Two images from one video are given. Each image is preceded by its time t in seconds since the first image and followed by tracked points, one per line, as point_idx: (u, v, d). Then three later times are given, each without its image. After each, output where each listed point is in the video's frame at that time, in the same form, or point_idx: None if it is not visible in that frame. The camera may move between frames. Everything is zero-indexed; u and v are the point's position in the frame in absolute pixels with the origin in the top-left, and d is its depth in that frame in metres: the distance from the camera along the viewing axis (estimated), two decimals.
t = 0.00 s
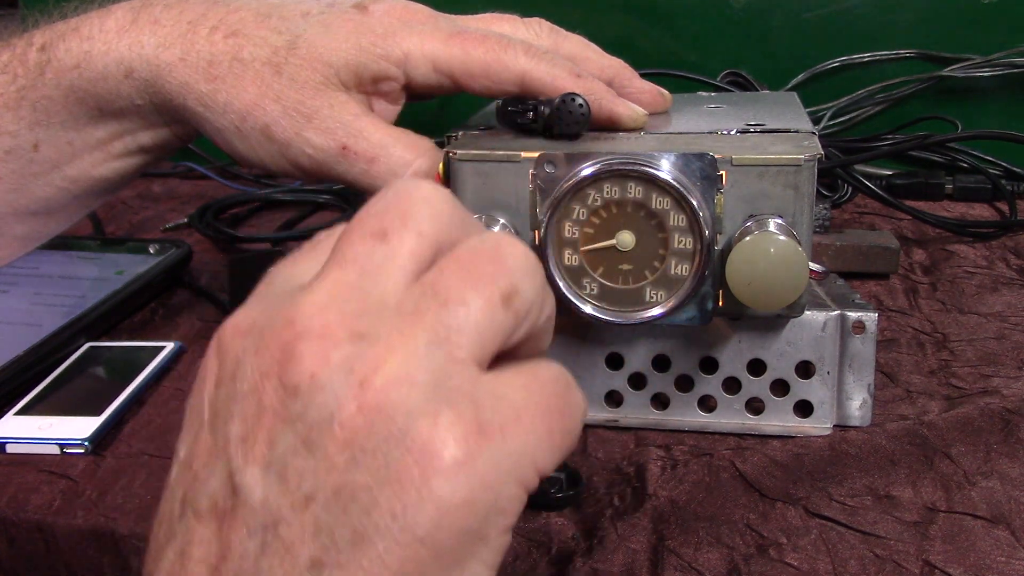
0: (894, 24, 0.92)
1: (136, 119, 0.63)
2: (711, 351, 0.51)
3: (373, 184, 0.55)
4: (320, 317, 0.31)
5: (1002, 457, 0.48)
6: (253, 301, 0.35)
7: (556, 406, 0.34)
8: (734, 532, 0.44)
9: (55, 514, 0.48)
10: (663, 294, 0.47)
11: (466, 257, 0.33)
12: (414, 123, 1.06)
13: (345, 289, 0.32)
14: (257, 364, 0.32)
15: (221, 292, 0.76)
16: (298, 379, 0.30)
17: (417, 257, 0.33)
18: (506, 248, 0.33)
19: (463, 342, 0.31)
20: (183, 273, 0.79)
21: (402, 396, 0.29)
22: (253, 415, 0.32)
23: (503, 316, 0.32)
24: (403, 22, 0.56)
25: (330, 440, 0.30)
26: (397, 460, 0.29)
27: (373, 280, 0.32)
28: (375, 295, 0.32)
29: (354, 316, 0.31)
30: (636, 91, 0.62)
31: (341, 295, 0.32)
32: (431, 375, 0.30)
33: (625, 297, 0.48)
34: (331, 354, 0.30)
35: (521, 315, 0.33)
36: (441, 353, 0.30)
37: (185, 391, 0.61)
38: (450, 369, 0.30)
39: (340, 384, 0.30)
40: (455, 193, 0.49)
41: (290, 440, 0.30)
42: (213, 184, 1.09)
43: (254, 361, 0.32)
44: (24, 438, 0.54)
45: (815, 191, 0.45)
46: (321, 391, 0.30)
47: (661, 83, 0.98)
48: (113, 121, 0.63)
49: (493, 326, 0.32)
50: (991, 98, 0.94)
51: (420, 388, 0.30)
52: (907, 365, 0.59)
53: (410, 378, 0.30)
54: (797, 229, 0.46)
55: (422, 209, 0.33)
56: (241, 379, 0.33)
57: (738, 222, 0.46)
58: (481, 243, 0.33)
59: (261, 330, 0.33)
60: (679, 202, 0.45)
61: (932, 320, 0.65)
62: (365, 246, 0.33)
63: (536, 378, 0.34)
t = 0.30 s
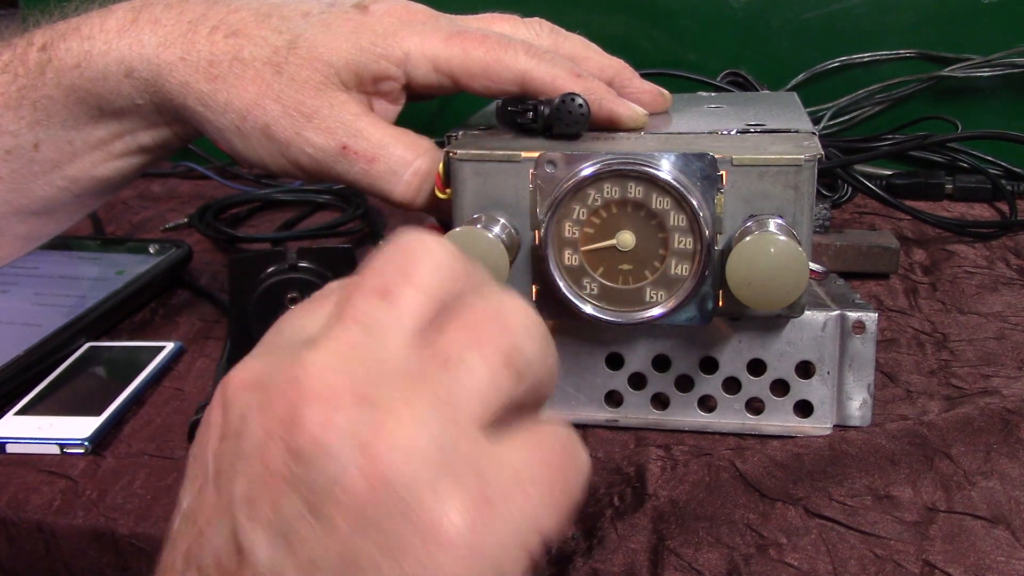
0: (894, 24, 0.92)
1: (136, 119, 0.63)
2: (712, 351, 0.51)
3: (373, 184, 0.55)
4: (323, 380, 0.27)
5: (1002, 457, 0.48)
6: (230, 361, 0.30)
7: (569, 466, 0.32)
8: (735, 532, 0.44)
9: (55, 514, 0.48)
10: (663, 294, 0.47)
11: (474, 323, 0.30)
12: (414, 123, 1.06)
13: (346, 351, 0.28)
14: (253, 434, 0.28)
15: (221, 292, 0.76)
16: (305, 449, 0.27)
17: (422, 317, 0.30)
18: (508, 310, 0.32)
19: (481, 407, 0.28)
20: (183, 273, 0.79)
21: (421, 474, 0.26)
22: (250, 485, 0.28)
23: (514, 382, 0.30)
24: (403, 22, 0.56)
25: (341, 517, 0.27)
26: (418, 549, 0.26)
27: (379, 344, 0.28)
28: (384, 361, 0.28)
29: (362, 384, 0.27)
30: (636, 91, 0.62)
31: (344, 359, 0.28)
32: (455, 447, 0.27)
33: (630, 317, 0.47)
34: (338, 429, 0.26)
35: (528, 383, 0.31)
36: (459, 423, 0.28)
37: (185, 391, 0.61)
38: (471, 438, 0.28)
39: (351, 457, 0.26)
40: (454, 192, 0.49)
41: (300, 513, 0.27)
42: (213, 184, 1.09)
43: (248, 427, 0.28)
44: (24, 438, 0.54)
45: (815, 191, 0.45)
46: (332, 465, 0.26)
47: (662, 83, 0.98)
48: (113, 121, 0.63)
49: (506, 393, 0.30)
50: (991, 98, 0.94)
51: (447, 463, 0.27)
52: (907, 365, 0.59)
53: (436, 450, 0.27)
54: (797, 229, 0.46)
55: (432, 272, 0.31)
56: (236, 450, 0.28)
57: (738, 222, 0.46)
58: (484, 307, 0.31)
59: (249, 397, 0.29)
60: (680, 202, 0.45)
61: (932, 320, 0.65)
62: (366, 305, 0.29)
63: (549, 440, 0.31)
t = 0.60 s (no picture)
0: (894, 24, 0.92)
1: (136, 119, 0.63)
2: (712, 351, 0.51)
3: (373, 184, 0.55)
4: (410, 373, 0.29)
5: (1002, 457, 0.48)
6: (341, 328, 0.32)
7: (639, 474, 0.33)
8: (735, 532, 0.44)
9: (54, 514, 0.48)
10: (663, 294, 0.47)
11: (564, 338, 0.33)
12: (413, 123, 1.06)
13: (442, 335, 0.31)
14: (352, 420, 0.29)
15: (221, 292, 0.76)
16: (393, 424, 0.28)
17: (517, 324, 0.32)
18: (617, 337, 0.34)
19: (552, 407, 0.31)
20: (183, 273, 0.79)
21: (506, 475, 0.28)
22: (321, 453, 0.29)
23: (590, 388, 0.32)
24: (403, 22, 0.56)
25: (405, 495, 0.28)
26: (480, 535, 0.28)
27: (472, 334, 0.31)
28: (478, 348, 0.31)
29: (453, 368, 0.30)
30: (636, 91, 0.62)
31: (440, 342, 0.30)
32: (527, 444, 0.29)
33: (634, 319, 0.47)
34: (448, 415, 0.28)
35: (617, 389, 0.33)
36: (535, 419, 0.30)
37: (185, 391, 0.62)
38: (543, 443, 0.29)
39: (428, 434, 0.28)
40: (454, 192, 0.49)
41: (368, 484, 0.28)
42: (213, 184, 1.09)
43: (340, 397, 0.30)
44: (24, 438, 0.54)
45: (815, 191, 0.45)
46: (412, 441, 0.28)
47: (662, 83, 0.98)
48: (113, 121, 0.63)
49: (578, 401, 0.32)
50: (991, 98, 0.94)
51: (513, 458, 0.28)
52: (907, 365, 0.59)
53: (507, 443, 0.28)
54: (797, 229, 0.46)
55: (536, 284, 0.34)
56: (322, 419, 0.30)
57: (737, 222, 0.46)
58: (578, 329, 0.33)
59: (349, 382, 0.30)
60: (679, 201, 0.45)
61: (932, 320, 0.65)
62: (467, 297, 0.32)
63: (630, 445, 0.33)
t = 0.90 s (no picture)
0: (893, 24, 0.92)
1: (136, 119, 0.63)
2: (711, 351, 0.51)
3: (373, 184, 0.55)
4: (451, 362, 0.31)
5: (1002, 457, 0.48)
6: (402, 320, 0.35)
7: (673, 468, 0.34)
8: (735, 533, 0.44)
9: (54, 514, 0.48)
10: (663, 294, 0.47)
11: (606, 331, 0.34)
12: (413, 123, 1.06)
13: (492, 325, 0.33)
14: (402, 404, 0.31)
15: (221, 293, 0.76)
16: (443, 407, 0.30)
17: (564, 318, 0.34)
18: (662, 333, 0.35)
19: (594, 398, 0.32)
20: (183, 273, 0.79)
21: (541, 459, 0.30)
22: (374, 433, 0.31)
23: (630, 382, 0.34)
24: (403, 22, 0.56)
25: (453, 479, 0.29)
26: (514, 516, 0.29)
27: (519, 326, 0.33)
28: (525, 339, 0.33)
29: (503, 356, 0.32)
30: (636, 91, 0.62)
31: (489, 334, 0.32)
32: (570, 433, 0.31)
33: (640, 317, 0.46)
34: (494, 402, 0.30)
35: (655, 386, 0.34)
36: (578, 411, 0.31)
37: (185, 391, 0.62)
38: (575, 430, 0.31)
39: (477, 420, 0.30)
40: (454, 192, 0.49)
41: (417, 467, 0.30)
42: (212, 184, 1.09)
43: (395, 381, 0.32)
44: (24, 438, 0.54)
45: (815, 191, 0.45)
46: (460, 426, 0.30)
47: (662, 83, 0.98)
48: (113, 121, 0.63)
49: (617, 393, 0.33)
50: (990, 98, 0.94)
51: (558, 446, 0.30)
52: (907, 365, 0.59)
53: (551, 431, 0.30)
54: (797, 229, 0.46)
55: (585, 282, 0.36)
56: (376, 402, 0.32)
57: (737, 222, 0.46)
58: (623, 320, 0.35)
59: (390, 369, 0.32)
60: (679, 201, 0.45)
61: (932, 320, 0.65)
62: (517, 290, 0.34)
63: (667, 439, 0.34)
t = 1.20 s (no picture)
0: (893, 24, 0.92)
1: (136, 119, 0.63)
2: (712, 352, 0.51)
3: (373, 184, 0.55)
4: (460, 345, 0.31)
5: (1002, 457, 0.48)
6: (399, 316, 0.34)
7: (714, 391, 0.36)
8: (735, 533, 0.44)
9: (54, 514, 0.48)
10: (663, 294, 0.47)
11: (601, 272, 0.34)
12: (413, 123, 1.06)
13: (493, 291, 0.32)
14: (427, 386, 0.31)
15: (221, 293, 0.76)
16: (467, 389, 0.30)
17: (556, 267, 0.34)
18: (650, 250, 0.35)
19: (614, 343, 0.32)
20: (183, 273, 0.79)
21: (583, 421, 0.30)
22: (402, 426, 0.31)
23: (640, 313, 0.34)
24: (404, 22, 0.56)
25: (491, 458, 0.30)
26: (550, 489, 0.30)
27: (519, 285, 0.33)
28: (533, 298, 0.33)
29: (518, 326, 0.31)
30: (636, 91, 0.62)
31: (495, 303, 0.32)
32: (602, 385, 0.31)
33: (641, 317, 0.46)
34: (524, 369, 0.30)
35: (666, 309, 0.35)
36: (602, 361, 0.32)
37: (185, 391, 0.62)
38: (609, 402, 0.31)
39: (504, 396, 0.30)
40: (454, 193, 0.49)
41: (450, 451, 0.31)
42: (213, 184, 1.09)
43: (411, 368, 0.31)
44: (24, 438, 0.54)
45: (815, 191, 0.45)
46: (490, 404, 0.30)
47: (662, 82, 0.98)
48: (113, 121, 0.63)
49: (633, 326, 0.33)
50: (990, 98, 0.94)
51: (592, 402, 0.31)
52: (907, 365, 0.59)
53: (586, 392, 0.31)
54: (798, 228, 0.46)
55: (558, 222, 0.35)
56: (399, 394, 0.32)
57: (738, 222, 0.46)
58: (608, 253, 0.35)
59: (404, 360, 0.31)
60: (679, 201, 0.45)
61: (932, 320, 0.65)
62: (496, 249, 0.34)
63: (703, 366, 0.36)
